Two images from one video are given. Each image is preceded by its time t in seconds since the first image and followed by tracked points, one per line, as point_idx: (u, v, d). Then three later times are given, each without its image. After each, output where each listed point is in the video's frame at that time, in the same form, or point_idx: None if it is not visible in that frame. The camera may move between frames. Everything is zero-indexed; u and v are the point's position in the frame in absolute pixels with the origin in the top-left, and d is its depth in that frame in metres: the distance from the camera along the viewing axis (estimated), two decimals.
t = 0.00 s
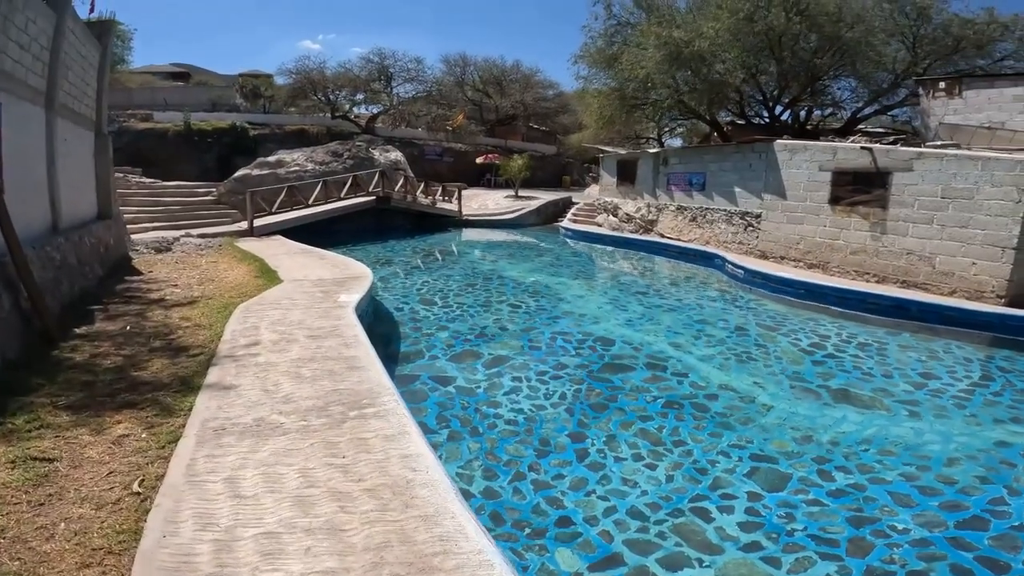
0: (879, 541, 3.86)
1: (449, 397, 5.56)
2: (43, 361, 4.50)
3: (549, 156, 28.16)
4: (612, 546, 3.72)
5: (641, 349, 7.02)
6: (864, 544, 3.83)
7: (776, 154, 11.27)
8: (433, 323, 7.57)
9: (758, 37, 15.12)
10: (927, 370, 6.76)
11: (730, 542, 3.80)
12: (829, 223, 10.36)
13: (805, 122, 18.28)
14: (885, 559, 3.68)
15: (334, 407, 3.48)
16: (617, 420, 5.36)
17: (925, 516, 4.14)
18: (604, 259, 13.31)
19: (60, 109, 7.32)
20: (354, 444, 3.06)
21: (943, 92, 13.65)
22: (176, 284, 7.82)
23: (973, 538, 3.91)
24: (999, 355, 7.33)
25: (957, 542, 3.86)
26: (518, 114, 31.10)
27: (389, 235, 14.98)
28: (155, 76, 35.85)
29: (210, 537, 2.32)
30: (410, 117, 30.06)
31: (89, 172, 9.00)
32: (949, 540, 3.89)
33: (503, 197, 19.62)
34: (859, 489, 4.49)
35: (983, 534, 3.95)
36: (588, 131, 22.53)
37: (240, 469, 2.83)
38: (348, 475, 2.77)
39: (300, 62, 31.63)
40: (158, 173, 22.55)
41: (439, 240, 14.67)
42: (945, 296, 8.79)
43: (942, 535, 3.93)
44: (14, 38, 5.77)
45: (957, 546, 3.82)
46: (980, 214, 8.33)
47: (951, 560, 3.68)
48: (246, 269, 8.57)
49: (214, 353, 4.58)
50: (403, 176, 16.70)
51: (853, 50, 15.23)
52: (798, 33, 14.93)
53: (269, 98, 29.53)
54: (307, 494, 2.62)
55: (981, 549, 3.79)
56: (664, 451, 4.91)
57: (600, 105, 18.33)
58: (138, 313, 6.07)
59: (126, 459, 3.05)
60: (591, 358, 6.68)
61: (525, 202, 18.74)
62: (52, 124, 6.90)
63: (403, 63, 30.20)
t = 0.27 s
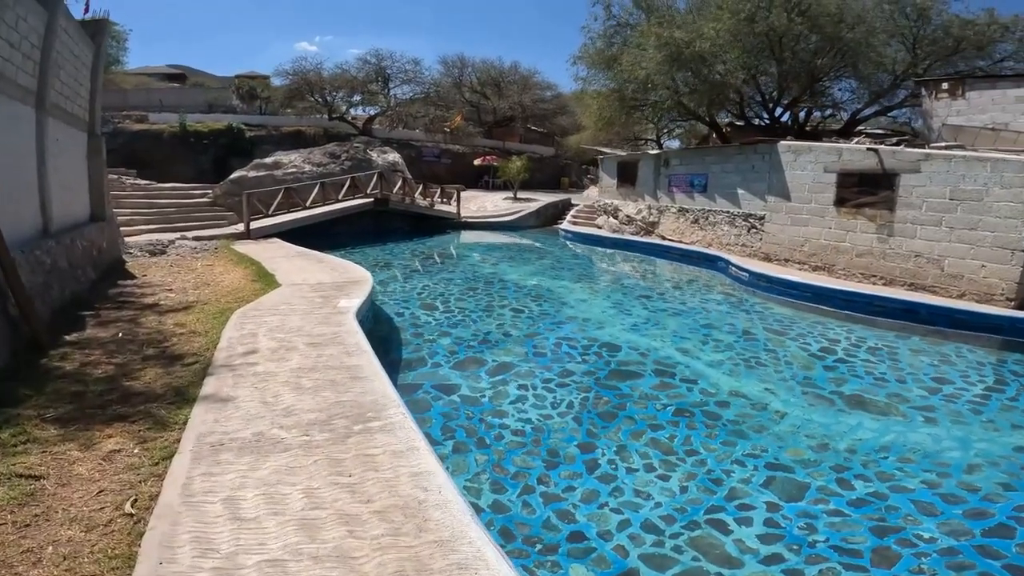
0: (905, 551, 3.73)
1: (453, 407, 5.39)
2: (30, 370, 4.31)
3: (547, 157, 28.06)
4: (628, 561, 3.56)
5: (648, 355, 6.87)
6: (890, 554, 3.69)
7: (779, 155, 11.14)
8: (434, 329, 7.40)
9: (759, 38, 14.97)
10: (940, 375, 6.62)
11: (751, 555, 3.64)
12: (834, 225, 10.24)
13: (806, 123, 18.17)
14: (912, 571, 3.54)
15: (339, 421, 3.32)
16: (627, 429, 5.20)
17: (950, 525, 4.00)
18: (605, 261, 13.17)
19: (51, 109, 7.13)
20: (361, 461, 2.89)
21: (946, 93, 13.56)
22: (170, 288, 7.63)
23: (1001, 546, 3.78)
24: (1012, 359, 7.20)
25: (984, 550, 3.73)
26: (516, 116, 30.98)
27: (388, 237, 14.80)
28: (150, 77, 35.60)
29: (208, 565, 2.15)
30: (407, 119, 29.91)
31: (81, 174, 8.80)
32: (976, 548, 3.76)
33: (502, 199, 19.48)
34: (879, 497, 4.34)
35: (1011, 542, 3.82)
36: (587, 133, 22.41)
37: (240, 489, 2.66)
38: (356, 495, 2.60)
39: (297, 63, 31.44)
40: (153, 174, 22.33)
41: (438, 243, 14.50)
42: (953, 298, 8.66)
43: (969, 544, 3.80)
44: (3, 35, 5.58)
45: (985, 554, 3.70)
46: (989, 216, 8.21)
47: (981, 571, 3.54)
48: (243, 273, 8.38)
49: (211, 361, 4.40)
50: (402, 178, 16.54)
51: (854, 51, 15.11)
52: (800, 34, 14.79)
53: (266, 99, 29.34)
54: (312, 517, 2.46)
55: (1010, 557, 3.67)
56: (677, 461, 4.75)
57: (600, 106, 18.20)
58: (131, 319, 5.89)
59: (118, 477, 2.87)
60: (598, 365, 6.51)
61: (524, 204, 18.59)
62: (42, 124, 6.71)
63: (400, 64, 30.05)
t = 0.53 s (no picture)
0: (930, 564, 3.59)
1: (456, 419, 5.21)
2: (16, 382, 4.12)
3: (545, 159, 27.92)
4: None
5: (655, 363, 6.70)
6: (915, 568, 3.55)
7: (783, 157, 11.00)
8: (435, 337, 7.23)
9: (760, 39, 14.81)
10: (954, 382, 6.48)
11: (770, 571, 3.49)
12: (840, 228, 10.11)
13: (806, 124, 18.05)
14: None
15: (342, 439, 3.15)
16: (636, 441, 5.04)
17: (973, 536, 3.87)
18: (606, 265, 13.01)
19: (41, 109, 6.92)
20: (366, 483, 2.72)
21: (949, 94, 13.44)
22: (164, 294, 7.43)
23: None
24: None
25: (1011, 562, 3.60)
26: (514, 117, 30.86)
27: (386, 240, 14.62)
28: (145, 77, 35.35)
29: None
30: (405, 120, 29.74)
31: (73, 176, 8.59)
32: (1003, 560, 3.62)
33: (500, 201, 19.32)
34: (899, 509, 4.18)
35: None
36: (586, 135, 22.27)
37: (238, 515, 2.48)
38: (362, 522, 2.43)
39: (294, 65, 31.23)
40: (148, 176, 22.10)
41: (437, 246, 14.33)
42: (962, 303, 8.53)
43: (995, 555, 3.67)
44: None
45: (1012, 565, 3.57)
46: (999, 220, 8.08)
47: None
48: (239, 278, 8.19)
49: (205, 372, 4.23)
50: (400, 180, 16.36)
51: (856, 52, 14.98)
52: (801, 35, 14.63)
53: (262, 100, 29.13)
54: (315, 547, 2.28)
55: None
56: (689, 474, 4.59)
57: (600, 107, 18.05)
58: (123, 327, 5.70)
59: (107, 499, 2.69)
60: (604, 374, 6.35)
61: (523, 206, 18.44)
62: (32, 125, 6.51)
63: (398, 65, 29.89)
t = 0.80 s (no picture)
0: (953, 572, 3.49)
1: (461, 429, 5.07)
2: (5, 392, 3.96)
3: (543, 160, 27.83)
4: None
5: (661, 369, 6.58)
6: None
7: (786, 159, 10.91)
8: (437, 342, 7.09)
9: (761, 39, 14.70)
10: (965, 386, 6.37)
11: None
12: (844, 231, 10.02)
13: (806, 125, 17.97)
14: None
15: (348, 453, 3.01)
16: (645, 450, 4.91)
17: (995, 543, 3.77)
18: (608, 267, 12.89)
19: (33, 109, 6.76)
20: (375, 501, 2.58)
21: (951, 96, 13.37)
22: (159, 298, 7.28)
23: None
24: None
25: None
26: (512, 118, 30.76)
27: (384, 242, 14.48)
28: (141, 78, 35.13)
29: None
30: (402, 121, 29.61)
31: (66, 177, 8.43)
32: None
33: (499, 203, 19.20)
34: (918, 516, 4.07)
35: None
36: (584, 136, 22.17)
37: (241, 537, 2.34)
38: (373, 545, 2.29)
39: (291, 66, 31.07)
40: (143, 177, 21.90)
41: (436, 248, 14.19)
42: (969, 306, 8.44)
43: (1018, 563, 3.57)
44: None
45: None
46: (1006, 222, 8.00)
47: None
48: (235, 282, 8.03)
49: (203, 381, 4.08)
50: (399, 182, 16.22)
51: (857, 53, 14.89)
52: (802, 36, 14.52)
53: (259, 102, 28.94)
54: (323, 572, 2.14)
55: None
56: (701, 483, 4.46)
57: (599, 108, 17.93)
58: (117, 333, 5.54)
59: (103, 518, 2.54)
60: (610, 381, 6.21)
61: (522, 208, 18.31)
62: (24, 125, 6.35)
63: (395, 66, 29.76)
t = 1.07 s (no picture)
0: None
1: (467, 439, 4.93)
2: None
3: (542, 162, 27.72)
4: None
5: (670, 374, 6.44)
6: None
7: (790, 160, 10.80)
8: (440, 348, 6.94)
9: (763, 39, 14.57)
10: (978, 391, 6.26)
11: None
12: (850, 233, 9.92)
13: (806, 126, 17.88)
14: None
15: (357, 470, 2.86)
16: (657, 459, 4.77)
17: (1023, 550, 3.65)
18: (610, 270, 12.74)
19: (25, 108, 6.58)
20: (389, 522, 2.44)
21: (955, 97, 13.30)
22: (155, 303, 7.11)
23: None
24: None
25: None
26: (510, 120, 30.65)
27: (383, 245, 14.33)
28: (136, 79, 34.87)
29: None
30: (400, 122, 29.45)
31: (59, 178, 8.24)
32: None
33: (498, 205, 19.05)
34: (941, 524, 3.95)
35: None
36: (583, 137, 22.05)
37: (248, 563, 2.19)
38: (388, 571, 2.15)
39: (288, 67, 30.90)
40: (138, 179, 21.66)
41: (435, 250, 14.04)
42: (978, 309, 8.34)
43: None
44: None
45: None
46: (1016, 225, 7.90)
47: None
48: (233, 286, 7.87)
49: (203, 391, 3.92)
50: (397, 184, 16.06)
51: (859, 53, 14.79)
52: (805, 36, 14.40)
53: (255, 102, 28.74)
54: None
55: None
56: (716, 493, 4.32)
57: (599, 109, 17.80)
58: (112, 340, 5.37)
59: (100, 539, 2.38)
60: (619, 388, 6.07)
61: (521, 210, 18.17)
62: (16, 125, 6.17)
63: (393, 67, 29.61)
